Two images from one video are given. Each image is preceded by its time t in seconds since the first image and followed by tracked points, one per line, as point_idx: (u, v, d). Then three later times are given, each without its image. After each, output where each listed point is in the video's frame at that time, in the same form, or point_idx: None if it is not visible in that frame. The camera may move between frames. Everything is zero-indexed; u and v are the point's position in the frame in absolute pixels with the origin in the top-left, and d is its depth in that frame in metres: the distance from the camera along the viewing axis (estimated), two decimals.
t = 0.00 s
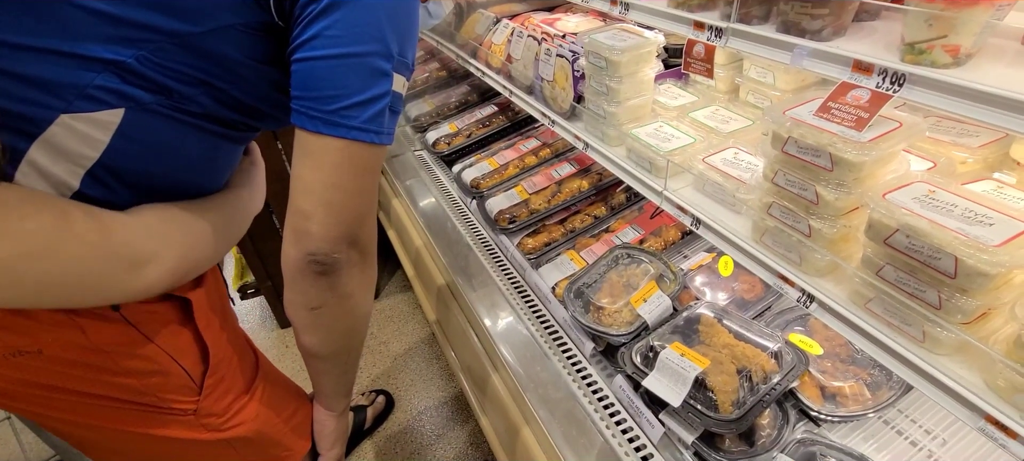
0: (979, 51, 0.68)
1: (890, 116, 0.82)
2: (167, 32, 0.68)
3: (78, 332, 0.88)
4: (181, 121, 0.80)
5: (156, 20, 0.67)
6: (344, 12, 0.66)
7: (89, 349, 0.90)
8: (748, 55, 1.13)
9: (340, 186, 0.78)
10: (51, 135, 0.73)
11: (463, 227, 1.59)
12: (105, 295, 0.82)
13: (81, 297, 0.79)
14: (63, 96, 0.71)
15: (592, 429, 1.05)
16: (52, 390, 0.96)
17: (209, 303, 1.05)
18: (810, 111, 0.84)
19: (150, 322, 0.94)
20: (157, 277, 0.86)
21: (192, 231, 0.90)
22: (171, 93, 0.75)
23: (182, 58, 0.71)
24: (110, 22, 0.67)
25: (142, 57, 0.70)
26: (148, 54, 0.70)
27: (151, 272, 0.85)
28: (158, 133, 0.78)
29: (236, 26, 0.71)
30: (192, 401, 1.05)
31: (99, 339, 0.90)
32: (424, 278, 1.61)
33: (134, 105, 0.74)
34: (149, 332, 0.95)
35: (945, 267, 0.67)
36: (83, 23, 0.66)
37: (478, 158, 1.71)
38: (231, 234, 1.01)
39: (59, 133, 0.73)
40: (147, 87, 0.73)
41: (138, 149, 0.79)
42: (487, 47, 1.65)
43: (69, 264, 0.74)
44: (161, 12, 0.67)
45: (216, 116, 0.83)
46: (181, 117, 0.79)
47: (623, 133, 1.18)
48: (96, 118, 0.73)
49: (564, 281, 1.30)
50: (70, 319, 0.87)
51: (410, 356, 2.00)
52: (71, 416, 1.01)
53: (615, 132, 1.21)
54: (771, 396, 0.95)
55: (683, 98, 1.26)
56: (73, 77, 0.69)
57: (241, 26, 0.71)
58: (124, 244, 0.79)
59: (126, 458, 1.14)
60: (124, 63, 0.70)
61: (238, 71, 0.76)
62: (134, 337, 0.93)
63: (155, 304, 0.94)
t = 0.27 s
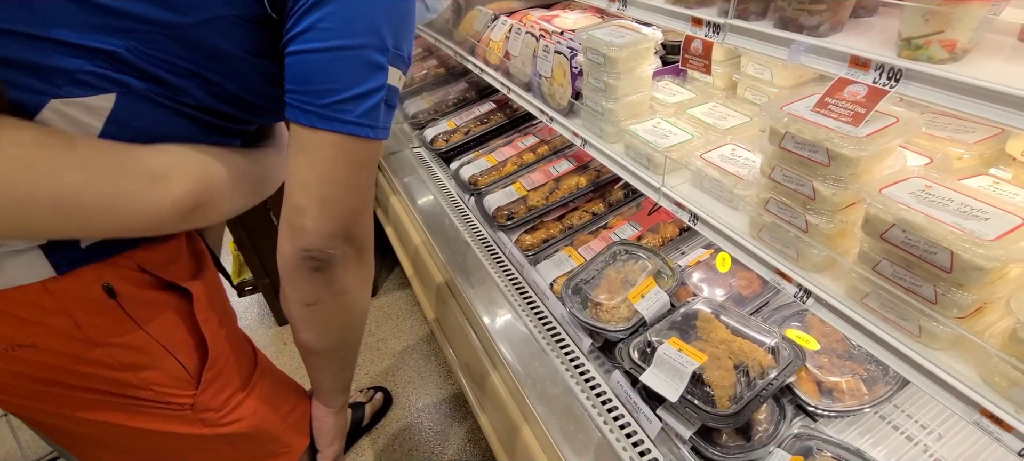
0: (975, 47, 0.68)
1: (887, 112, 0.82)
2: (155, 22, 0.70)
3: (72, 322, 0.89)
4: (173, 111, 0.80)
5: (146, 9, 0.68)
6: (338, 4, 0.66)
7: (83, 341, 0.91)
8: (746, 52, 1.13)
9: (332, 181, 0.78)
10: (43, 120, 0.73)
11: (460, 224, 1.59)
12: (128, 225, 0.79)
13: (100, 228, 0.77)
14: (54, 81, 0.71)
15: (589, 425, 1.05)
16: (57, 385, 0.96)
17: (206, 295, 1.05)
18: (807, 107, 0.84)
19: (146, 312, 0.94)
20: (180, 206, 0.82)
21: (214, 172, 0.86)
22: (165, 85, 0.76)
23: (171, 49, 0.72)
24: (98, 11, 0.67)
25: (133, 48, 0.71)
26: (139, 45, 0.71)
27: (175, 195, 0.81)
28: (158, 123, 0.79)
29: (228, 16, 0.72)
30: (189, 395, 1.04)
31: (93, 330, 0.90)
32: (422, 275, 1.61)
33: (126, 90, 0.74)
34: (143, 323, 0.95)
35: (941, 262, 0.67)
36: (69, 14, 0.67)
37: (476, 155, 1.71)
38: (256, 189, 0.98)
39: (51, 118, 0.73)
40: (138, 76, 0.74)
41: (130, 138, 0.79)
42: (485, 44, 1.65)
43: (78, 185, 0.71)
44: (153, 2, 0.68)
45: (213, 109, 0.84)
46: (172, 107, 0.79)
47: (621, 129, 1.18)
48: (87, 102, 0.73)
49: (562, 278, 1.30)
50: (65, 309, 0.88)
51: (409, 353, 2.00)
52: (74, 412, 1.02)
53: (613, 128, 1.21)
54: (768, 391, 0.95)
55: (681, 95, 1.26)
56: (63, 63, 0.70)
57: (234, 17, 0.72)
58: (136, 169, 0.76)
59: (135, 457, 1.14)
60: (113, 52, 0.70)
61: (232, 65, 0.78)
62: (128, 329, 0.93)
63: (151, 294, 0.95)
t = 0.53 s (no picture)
0: (969, 41, 0.68)
1: (881, 106, 0.82)
2: (151, 15, 0.70)
3: (66, 317, 0.89)
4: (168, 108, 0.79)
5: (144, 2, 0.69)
6: None
7: (78, 336, 0.91)
8: (742, 48, 1.13)
9: (329, 179, 0.78)
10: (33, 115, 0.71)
11: (457, 222, 1.59)
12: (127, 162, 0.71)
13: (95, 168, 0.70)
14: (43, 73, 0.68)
15: (586, 421, 1.05)
16: (57, 382, 0.96)
17: (199, 290, 1.07)
18: (802, 102, 0.84)
19: (139, 305, 0.95)
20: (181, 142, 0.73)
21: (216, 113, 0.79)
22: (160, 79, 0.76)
23: (165, 42, 0.73)
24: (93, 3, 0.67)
25: (128, 41, 0.70)
26: (135, 38, 0.71)
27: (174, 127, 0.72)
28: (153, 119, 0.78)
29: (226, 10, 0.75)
30: (185, 391, 1.04)
31: (89, 325, 0.91)
32: (419, 273, 1.61)
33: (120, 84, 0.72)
34: (139, 318, 0.96)
35: (936, 256, 0.67)
36: (62, 6, 0.66)
37: (472, 153, 1.70)
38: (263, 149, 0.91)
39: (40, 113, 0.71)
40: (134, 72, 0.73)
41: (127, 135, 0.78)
42: (481, 42, 1.65)
43: (60, 105, 0.64)
44: None
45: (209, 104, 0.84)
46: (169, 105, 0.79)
47: (617, 126, 1.18)
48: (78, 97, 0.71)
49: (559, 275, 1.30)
50: (59, 302, 0.87)
51: (406, 352, 2.00)
52: (71, 408, 1.00)
53: (609, 125, 1.21)
54: (764, 387, 0.95)
55: (677, 91, 1.26)
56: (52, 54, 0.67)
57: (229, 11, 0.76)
58: (123, 93, 0.69)
59: (137, 458, 1.13)
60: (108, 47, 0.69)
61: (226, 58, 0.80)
62: (122, 322, 0.94)
63: (143, 288, 0.96)
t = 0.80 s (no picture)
0: (960, 36, 0.68)
1: (874, 103, 0.82)
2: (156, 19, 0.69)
3: (65, 318, 0.89)
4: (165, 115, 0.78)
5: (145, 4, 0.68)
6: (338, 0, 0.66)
7: (77, 338, 0.91)
8: (735, 46, 1.13)
9: (332, 179, 0.77)
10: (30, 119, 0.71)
11: (452, 223, 1.59)
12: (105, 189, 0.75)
13: (88, 181, 0.73)
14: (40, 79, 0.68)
15: (582, 421, 1.05)
16: (56, 383, 0.96)
17: (199, 291, 1.05)
18: (794, 99, 0.84)
19: (138, 306, 0.95)
20: (158, 166, 0.77)
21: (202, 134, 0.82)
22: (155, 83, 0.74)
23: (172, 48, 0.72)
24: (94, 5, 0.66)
25: (128, 44, 0.69)
26: (135, 41, 0.70)
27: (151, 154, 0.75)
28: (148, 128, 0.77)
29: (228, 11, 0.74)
30: (184, 393, 1.04)
31: (87, 327, 0.90)
32: (415, 275, 1.61)
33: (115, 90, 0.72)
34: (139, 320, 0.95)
35: (929, 252, 0.67)
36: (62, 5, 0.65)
37: (467, 153, 1.70)
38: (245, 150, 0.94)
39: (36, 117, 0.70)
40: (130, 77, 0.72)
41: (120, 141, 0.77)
42: (475, 42, 1.64)
43: (55, 130, 0.67)
44: None
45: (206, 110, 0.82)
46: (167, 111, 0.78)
47: (611, 125, 1.17)
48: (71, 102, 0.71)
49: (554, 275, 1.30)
50: (57, 303, 0.87)
51: (403, 354, 2.00)
52: (71, 411, 1.01)
53: (603, 125, 1.20)
54: (760, 385, 0.95)
55: (670, 90, 1.25)
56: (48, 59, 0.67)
57: (232, 12, 0.74)
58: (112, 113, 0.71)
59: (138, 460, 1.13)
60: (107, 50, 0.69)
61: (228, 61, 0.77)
62: (121, 323, 0.93)
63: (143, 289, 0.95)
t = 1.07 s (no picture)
0: (929, 29, 0.69)
1: (847, 96, 0.83)
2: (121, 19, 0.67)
3: (38, 331, 0.87)
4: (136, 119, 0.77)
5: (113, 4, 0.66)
6: None
7: (50, 351, 0.88)
8: (711, 41, 1.14)
9: (309, 178, 0.76)
10: None
11: (435, 225, 1.58)
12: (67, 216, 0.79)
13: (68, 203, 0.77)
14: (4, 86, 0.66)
15: (569, 420, 1.05)
16: (32, 400, 0.93)
17: (178, 299, 1.04)
18: (770, 93, 0.85)
19: (114, 316, 0.92)
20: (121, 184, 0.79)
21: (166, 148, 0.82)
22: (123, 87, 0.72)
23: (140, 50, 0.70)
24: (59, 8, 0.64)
25: (95, 47, 0.68)
26: (103, 43, 0.68)
27: (106, 180, 0.78)
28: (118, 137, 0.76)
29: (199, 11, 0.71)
30: (164, 404, 1.02)
31: (61, 340, 0.88)
32: (399, 279, 1.59)
33: (80, 96, 0.70)
34: (116, 330, 0.93)
35: (904, 242, 0.68)
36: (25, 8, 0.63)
37: (449, 154, 1.69)
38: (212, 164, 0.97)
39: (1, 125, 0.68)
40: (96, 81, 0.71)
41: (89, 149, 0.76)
42: (454, 43, 1.63)
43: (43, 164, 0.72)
44: None
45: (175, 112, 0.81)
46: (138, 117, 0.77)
47: (591, 123, 1.18)
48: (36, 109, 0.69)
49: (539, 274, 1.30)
50: (30, 317, 0.85)
51: (389, 358, 1.99)
52: (47, 428, 0.98)
53: (583, 123, 1.20)
54: (744, 378, 0.96)
55: (649, 86, 1.26)
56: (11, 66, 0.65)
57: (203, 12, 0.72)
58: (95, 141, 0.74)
59: None
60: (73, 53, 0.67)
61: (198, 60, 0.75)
62: (97, 335, 0.91)
63: (119, 299, 0.93)
